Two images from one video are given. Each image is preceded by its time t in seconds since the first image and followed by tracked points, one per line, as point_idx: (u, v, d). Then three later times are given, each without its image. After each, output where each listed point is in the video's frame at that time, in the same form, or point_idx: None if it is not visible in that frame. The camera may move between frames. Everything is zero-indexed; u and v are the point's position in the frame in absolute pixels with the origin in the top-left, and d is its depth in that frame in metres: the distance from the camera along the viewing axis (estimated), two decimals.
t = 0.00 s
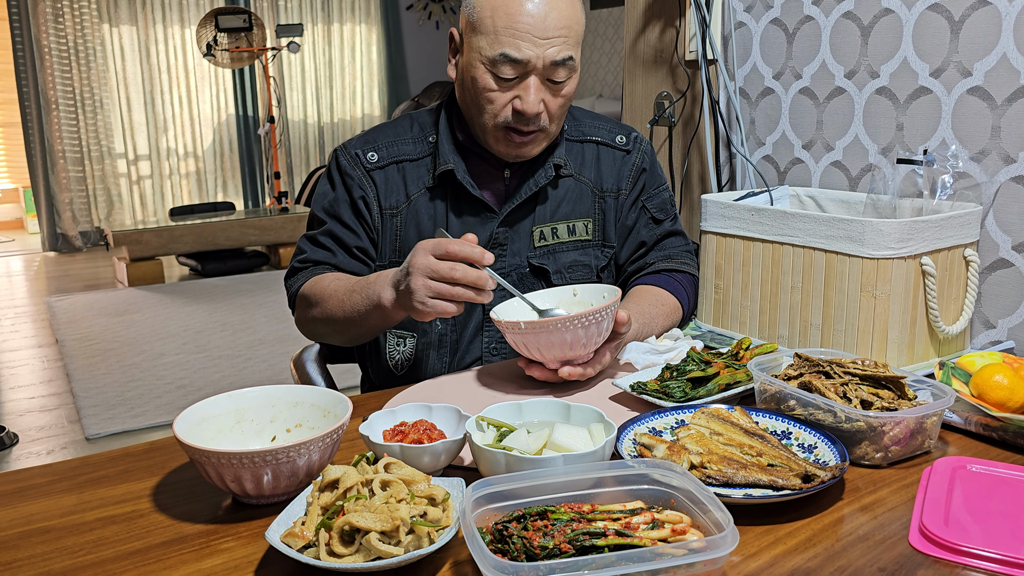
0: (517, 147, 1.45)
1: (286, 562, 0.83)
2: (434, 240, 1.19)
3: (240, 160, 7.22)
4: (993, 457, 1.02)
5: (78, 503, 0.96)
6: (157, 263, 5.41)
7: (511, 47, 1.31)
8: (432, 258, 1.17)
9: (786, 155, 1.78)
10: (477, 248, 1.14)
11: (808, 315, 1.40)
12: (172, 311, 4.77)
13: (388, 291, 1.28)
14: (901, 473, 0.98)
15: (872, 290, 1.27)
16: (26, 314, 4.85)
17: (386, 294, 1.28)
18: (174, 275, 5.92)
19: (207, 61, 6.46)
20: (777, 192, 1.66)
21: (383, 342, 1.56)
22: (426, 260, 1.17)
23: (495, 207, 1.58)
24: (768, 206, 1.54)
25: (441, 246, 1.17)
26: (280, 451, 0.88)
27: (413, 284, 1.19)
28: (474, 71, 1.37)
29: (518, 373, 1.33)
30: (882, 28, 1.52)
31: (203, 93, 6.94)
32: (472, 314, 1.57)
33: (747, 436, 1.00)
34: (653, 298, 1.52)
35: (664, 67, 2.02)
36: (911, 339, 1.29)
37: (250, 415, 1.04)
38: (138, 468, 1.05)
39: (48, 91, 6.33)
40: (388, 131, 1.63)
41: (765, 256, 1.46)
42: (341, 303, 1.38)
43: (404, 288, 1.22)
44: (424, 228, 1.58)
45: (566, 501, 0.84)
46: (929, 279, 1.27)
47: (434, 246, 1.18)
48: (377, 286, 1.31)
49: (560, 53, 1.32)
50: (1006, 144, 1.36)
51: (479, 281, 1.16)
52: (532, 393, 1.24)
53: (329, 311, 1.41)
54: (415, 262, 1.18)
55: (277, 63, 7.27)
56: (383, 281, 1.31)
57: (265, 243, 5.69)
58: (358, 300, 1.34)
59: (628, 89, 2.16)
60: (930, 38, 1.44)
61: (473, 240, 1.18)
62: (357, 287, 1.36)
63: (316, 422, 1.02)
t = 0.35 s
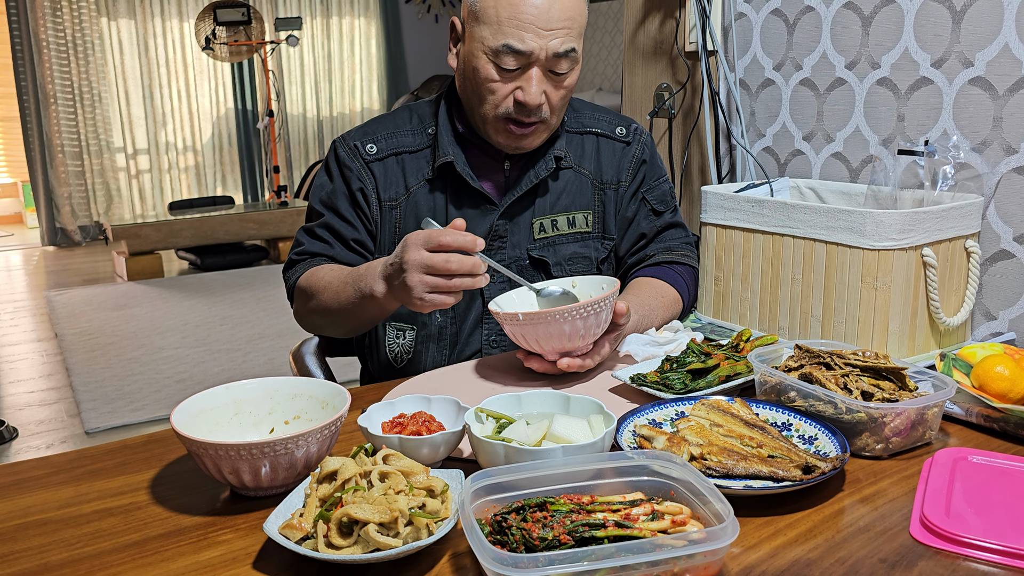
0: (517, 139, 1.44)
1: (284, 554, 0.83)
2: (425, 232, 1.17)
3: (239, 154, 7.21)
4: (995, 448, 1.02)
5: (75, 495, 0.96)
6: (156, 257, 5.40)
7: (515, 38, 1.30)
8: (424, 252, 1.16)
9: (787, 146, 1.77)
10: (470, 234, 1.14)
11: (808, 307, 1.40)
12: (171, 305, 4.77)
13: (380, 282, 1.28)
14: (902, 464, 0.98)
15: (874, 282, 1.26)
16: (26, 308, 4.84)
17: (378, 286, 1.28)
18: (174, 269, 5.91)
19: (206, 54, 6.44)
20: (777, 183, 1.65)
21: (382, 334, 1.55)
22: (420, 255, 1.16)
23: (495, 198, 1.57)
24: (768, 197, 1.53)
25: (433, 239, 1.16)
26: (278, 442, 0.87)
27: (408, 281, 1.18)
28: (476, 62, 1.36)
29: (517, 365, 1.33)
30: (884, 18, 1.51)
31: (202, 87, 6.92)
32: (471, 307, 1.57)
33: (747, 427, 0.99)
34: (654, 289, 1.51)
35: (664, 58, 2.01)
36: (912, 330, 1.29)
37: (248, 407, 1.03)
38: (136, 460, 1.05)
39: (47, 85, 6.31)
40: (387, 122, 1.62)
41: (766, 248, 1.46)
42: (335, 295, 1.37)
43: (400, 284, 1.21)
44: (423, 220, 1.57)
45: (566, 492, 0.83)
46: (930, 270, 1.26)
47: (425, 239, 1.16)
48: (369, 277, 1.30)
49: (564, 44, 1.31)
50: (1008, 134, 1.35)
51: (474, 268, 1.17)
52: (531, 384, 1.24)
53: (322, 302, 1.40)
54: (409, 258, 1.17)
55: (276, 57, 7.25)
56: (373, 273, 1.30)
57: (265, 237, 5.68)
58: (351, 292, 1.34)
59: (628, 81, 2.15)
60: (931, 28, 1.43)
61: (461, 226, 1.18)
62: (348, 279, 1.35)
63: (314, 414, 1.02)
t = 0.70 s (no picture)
0: (516, 133, 1.44)
1: (281, 546, 0.83)
2: (434, 229, 1.16)
3: (239, 150, 7.20)
4: (992, 439, 1.02)
5: (74, 488, 0.96)
6: (156, 253, 5.40)
7: (513, 34, 1.30)
8: (434, 248, 1.15)
9: (786, 140, 1.77)
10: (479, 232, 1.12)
11: (806, 299, 1.40)
12: (171, 301, 4.77)
13: (386, 275, 1.27)
14: (898, 456, 0.98)
15: (870, 275, 1.26)
16: (25, 304, 4.84)
17: (384, 279, 1.27)
18: (174, 265, 5.91)
19: (206, 50, 6.43)
20: (776, 177, 1.65)
21: (381, 328, 1.56)
22: (430, 252, 1.15)
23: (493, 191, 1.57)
24: (766, 191, 1.53)
25: (443, 237, 1.14)
26: (276, 434, 0.87)
27: (418, 276, 1.17)
28: (474, 57, 1.36)
29: (515, 359, 1.33)
30: (882, 12, 1.51)
31: (201, 83, 6.91)
32: (469, 300, 1.56)
33: (745, 419, 0.99)
34: (652, 283, 1.51)
35: (663, 52, 2.01)
36: (909, 323, 1.29)
37: (245, 400, 1.04)
38: (134, 453, 1.05)
39: (46, 81, 6.31)
40: (384, 117, 1.61)
41: (764, 241, 1.45)
42: (338, 289, 1.37)
43: (409, 280, 1.21)
44: (421, 213, 1.57)
45: (563, 483, 0.83)
46: (928, 263, 1.26)
47: (435, 236, 1.15)
48: (373, 271, 1.29)
49: (561, 39, 1.31)
50: (1006, 127, 1.35)
51: (483, 266, 1.15)
52: (529, 377, 1.24)
53: (322, 297, 1.41)
54: (418, 255, 1.16)
55: (276, 52, 7.24)
56: (377, 267, 1.30)
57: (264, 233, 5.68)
58: (354, 286, 1.33)
59: (627, 75, 2.15)
60: (930, 21, 1.43)
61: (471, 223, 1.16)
62: (352, 274, 1.35)
63: (312, 407, 1.02)
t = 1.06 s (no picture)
0: (522, 129, 1.45)
1: (284, 538, 0.84)
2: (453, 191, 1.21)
3: (239, 149, 7.21)
4: (986, 435, 1.03)
5: (79, 481, 0.97)
6: (156, 250, 5.42)
7: (518, 33, 1.31)
8: (451, 208, 1.19)
9: (784, 138, 1.77)
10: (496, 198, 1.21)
11: (804, 296, 1.41)
12: (172, 298, 4.78)
13: (399, 245, 1.28)
14: (893, 451, 0.99)
15: (867, 272, 1.27)
16: (26, 301, 4.86)
17: (398, 248, 1.28)
18: (174, 262, 5.92)
19: (206, 48, 6.44)
20: (774, 175, 1.66)
21: (382, 321, 1.58)
22: (448, 209, 1.19)
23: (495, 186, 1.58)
24: (765, 188, 1.54)
25: (462, 196, 1.19)
26: (279, 428, 0.88)
27: (434, 234, 1.19)
28: (478, 56, 1.37)
29: (515, 355, 1.34)
30: (880, 11, 1.52)
31: (202, 80, 6.92)
32: (469, 296, 1.57)
33: (741, 415, 1.00)
34: (651, 280, 1.52)
35: (663, 51, 2.02)
36: (906, 321, 1.30)
37: (248, 395, 1.04)
38: (138, 448, 1.06)
39: (46, 78, 6.31)
40: (386, 111, 1.63)
41: (763, 238, 1.46)
42: (345, 268, 1.38)
43: (422, 241, 1.22)
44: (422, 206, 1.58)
45: (562, 477, 0.85)
46: (924, 261, 1.27)
47: (453, 197, 1.19)
48: (387, 243, 1.31)
49: (565, 37, 1.32)
50: (1002, 125, 1.36)
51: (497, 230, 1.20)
52: (528, 373, 1.25)
53: (329, 278, 1.41)
54: (436, 210, 1.19)
55: (276, 50, 7.25)
56: (391, 239, 1.31)
57: (265, 231, 5.70)
58: (365, 261, 1.34)
59: (626, 74, 2.16)
60: (928, 21, 1.44)
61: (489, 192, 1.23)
62: (363, 249, 1.36)
63: (314, 402, 1.03)
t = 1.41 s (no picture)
0: (514, 109, 1.44)
1: (292, 525, 0.85)
2: (434, 201, 1.19)
3: (242, 147, 7.23)
4: (989, 426, 1.03)
5: (87, 470, 0.98)
6: (160, 248, 5.43)
7: None
8: (432, 218, 1.18)
9: (787, 133, 1.78)
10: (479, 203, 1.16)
11: (808, 290, 1.41)
12: (175, 295, 4.80)
13: (389, 253, 1.28)
14: (896, 442, 1.00)
15: (871, 266, 1.28)
16: (30, 298, 4.87)
17: (387, 256, 1.28)
18: (178, 260, 5.94)
19: (209, 46, 6.45)
20: (778, 170, 1.66)
21: (387, 316, 1.58)
22: (428, 220, 1.17)
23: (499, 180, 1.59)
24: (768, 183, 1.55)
25: (441, 206, 1.17)
26: (286, 417, 0.89)
27: (416, 246, 1.18)
28: (471, 31, 1.38)
29: (519, 348, 1.35)
30: (883, 6, 1.53)
31: (205, 79, 6.94)
32: (474, 290, 1.58)
33: (745, 406, 1.01)
34: (655, 275, 1.53)
35: (666, 47, 2.02)
36: (909, 314, 1.30)
37: (255, 385, 1.05)
38: (146, 438, 1.07)
39: (50, 76, 6.32)
40: (391, 107, 1.63)
41: (766, 232, 1.47)
42: (343, 272, 1.39)
43: (408, 252, 1.22)
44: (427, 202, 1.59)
45: (568, 465, 0.85)
46: (928, 254, 1.28)
47: (433, 206, 1.18)
48: (379, 249, 1.31)
49: (556, 6, 1.33)
50: (1005, 120, 1.37)
51: (481, 237, 1.17)
52: (533, 366, 1.26)
53: (328, 278, 1.42)
54: (417, 224, 1.18)
55: (279, 49, 7.26)
56: (384, 245, 1.31)
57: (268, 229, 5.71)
58: (360, 266, 1.35)
59: (630, 71, 2.16)
60: (931, 16, 1.45)
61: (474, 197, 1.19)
62: (358, 254, 1.37)
63: (320, 392, 1.04)
